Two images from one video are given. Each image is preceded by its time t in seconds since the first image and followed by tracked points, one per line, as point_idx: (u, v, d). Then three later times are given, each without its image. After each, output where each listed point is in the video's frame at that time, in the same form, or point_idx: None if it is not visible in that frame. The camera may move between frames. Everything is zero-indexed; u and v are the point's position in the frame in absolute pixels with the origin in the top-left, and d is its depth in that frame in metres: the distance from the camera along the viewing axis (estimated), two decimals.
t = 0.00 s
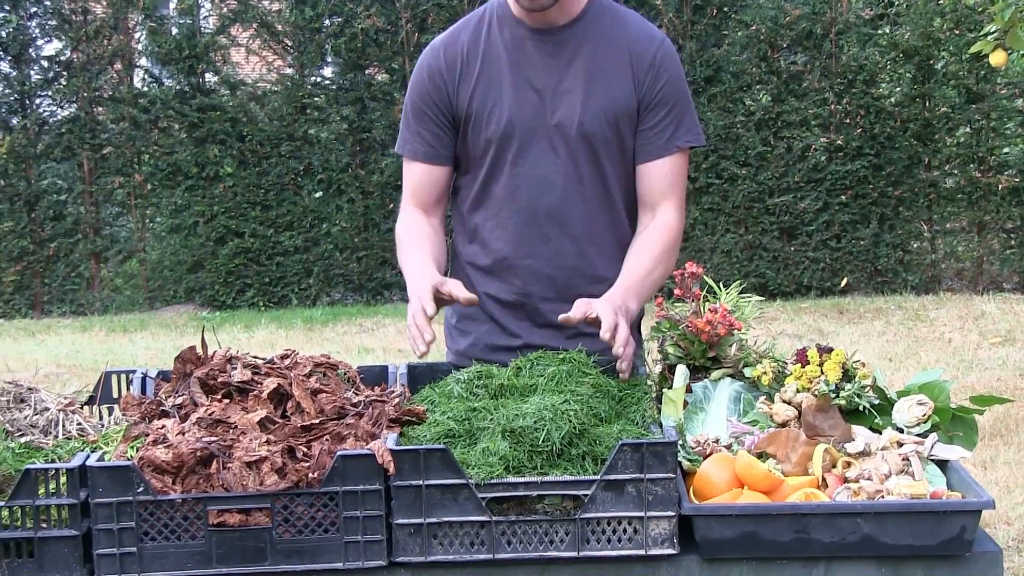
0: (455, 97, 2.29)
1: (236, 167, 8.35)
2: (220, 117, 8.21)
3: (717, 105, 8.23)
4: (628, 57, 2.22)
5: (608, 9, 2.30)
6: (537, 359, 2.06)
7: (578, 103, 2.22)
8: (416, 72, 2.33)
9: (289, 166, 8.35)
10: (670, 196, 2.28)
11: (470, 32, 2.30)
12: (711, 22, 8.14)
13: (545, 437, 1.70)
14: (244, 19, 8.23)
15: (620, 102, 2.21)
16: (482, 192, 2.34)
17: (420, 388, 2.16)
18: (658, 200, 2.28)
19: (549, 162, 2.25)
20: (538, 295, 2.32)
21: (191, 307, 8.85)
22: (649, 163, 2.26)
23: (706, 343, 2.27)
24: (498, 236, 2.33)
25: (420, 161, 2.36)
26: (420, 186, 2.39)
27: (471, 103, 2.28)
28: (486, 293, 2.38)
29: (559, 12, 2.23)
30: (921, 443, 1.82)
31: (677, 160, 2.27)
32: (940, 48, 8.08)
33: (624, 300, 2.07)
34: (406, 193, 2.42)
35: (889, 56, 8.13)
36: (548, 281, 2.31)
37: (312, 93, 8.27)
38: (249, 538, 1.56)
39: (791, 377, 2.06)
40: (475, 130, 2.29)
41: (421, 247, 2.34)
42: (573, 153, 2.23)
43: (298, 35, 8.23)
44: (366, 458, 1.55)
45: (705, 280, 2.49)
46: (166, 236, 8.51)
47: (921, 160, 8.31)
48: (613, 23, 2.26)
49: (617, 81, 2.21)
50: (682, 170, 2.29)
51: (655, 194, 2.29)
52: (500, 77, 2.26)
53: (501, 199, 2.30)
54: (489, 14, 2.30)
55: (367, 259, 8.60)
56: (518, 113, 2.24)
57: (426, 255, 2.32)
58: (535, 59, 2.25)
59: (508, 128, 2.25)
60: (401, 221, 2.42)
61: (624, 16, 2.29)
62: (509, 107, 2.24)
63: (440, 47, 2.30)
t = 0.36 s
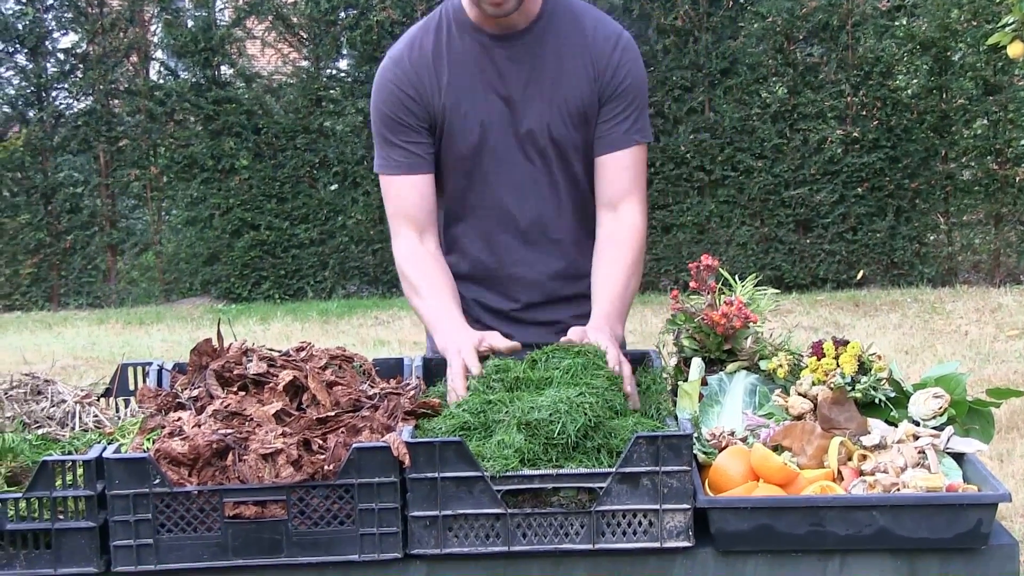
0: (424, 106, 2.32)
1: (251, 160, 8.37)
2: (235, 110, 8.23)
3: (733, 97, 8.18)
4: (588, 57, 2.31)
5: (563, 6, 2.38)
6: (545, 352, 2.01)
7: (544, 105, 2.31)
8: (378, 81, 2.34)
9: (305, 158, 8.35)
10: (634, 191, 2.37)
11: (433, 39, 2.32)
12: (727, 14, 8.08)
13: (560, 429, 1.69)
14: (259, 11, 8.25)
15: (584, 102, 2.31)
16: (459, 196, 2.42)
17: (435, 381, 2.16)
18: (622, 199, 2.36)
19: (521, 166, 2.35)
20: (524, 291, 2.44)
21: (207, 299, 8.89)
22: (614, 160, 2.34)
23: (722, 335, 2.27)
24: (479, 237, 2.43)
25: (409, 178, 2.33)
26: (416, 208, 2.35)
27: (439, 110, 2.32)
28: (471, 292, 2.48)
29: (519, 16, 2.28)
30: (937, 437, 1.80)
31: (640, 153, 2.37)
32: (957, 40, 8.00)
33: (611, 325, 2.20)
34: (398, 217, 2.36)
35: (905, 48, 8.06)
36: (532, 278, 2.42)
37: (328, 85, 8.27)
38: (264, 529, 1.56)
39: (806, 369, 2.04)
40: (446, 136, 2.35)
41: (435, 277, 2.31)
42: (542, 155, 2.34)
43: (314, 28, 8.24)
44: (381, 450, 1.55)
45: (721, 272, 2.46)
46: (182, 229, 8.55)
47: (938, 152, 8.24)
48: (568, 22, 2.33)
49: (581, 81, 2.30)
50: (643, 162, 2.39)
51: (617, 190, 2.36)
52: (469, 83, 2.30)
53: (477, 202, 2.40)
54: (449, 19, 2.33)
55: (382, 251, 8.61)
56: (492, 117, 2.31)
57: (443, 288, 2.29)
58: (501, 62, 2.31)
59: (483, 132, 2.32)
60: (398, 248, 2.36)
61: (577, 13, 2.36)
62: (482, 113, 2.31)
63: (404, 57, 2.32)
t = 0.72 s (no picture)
0: (403, 108, 2.30)
1: (267, 149, 8.37)
2: (250, 100, 8.24)
3: (749, 87, 8.12)
4: (567, 58, 2.29)
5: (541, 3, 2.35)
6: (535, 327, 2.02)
7: (523, 108, 2.30)
8: (356, 81, 2.30)
9: (320, 148, 8.35)
10: (611, 192, 2.38)
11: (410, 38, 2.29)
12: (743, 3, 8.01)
13: (575, 419, 1.68)
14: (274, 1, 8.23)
15: (563, 104, 2.31)
16: (439, 195, 2.41)
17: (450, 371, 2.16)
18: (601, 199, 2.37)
19: (500, 168, 2.36)
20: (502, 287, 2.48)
21: (222, 289, 8.93)
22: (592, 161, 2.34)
23: (736, 325, 2.25)
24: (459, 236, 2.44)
25: (397, 178, 2.32)
26: (407, 207, 2.34)
27: (418, 113, 2.31)
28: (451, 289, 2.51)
29: (498, 17, 2.25)
30: (953, 427, 1.79)
31: (619, 153, 2.38)
32: (974, 28, 7.92)
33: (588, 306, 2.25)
34: (391, 217, 2.35)
35: (922, 37, 7.96)
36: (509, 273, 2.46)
37: (343, 75, 8.27)
38: (280, 518, 1.56)
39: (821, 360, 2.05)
40: (425, 138, 2.34)
41: (439, 271, 2.31)
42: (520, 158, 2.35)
43: (329, 17, 8.23)
44: (396, 440, 1.55)
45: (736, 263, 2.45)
46: (197, 218, 8.58)
47: (954, 142, 8.16)
48: (546, 21, 2.31)
49: (561, 83, 2.29)
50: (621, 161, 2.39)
51: (593, 191, 2.36)
52: (448, 85, 2.29)
53: (456, 202, 2.41)
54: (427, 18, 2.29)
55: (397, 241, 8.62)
56: (471, 120, 2.31)
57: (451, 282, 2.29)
58: (480, 63, 2.28)
59: (463, 134, 2.32)
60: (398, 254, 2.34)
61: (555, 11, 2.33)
62: (461, 115, 2.30)
63: (382, 57, 2.29)
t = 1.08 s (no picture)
0: (411, 90, 2.26)
1: (280, 135, 8.37)
2: (263, 86, 8.24)
3: (763, 73, 8.07)
4: (578, 39, 2.27)
5: None
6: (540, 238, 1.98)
7: (534, 89, 2.26)
8: (363, 63, 2.27)
9: (333, 134, 8.34)
10: (620, 170, 2.37)
11: (420, 19, 2.26)
12: None
13: (588, 405, 1.67)
14: None
15: (574, 84, 2.28)
16: (447, 180, 2.37)
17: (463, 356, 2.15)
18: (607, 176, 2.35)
19: (510, 150, 2.31)
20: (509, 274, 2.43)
21: (236, 275, 8.95)
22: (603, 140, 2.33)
23: (750, 312, 2.24)
24: (466, 220, 2.40)
25: (406, 159, 2.29)
26: (416, 187, 2.31)
27: (427, 95, 2.27)
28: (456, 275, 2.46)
29: None
30: (967, 413, 1.78)
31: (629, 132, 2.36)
32: (990, 13, 7.85)
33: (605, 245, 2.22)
34: (399, 196, 2.32)
35: (937, 22, 7.89)
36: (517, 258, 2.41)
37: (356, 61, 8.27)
38: (293, 504, 1.56)
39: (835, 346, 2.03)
40: (433, 120, 2.30)
41: (450, 237, 2.25)
42: (530, 140, 2.30)
43: (342, 3, 8.24)
44: (409, 426, 1.54)
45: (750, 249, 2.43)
46: (211, 204, 8.59)
47: (969, 128, 8.09)
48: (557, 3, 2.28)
49: (572, 63, 2.26)
50: (632, 141, 2.38)
51: (603, 168, 2.35)
52: (457, 66, 2.25)
53: (463, 185, 2.36)
54: None
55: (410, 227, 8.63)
56: (481, 101, 2.27)
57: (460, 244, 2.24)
58: (490, 44, 2.25)
59: (472, 115, 2.28)
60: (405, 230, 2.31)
61: None
62: (471, 96, 2.27)
63: (391, 38, 2.25)
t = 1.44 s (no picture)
0: (443, 69, 2.22)
1: (291, 120, 8.37)
2: (275, 70, 8.25)
3: (774, 58, 8.04)
4: (616, 30, 2.22)
5: None
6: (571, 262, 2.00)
7: (566, 75, 2.22)
8: (401, 39, 2.25)
9: (344, 119, 8.34)
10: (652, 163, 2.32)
11: None
12: None
13: (598, 391, 1.66)
14: None
15: (608, 74, 2.23)
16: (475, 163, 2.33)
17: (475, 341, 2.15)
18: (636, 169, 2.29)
19: (538, 136, 2.27)
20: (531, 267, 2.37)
21: (247, 260, 8.95)
22: (635, 130, 2.27)
23: (762, 296, 2.23)
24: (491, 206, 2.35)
25: (437, 136, 2.26)
26: (443, 166, 2.28)
27: (459, 75, 2.23)
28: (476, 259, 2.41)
29: None
30: (979, 398, 1.76)
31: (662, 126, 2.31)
32: None
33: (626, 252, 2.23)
34: (428, 173, 2.29)
35: (949, 7, 7.89)
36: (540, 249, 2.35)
37: (367, 46, 8.29)
38: (305, 489, 1.56)
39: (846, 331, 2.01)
40: (464, 102, 2.27)
41: (480, 230, 2.23)
42: (559, 126, 2.25)
43: None
44: (420, 411, 1.54)
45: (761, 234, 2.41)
46: (222, 189, 8.60)
47: (981, 113, 8.05)
48: None
49: (607, 53, 2.22)
50: (666, 134, 2.33)
51: (633, 160, 2.30)
52: (492, 48, 2.22)
53: (490, 171, 2.32)
54: None
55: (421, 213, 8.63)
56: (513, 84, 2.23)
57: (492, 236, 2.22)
58: (525, 28, 2.21)
59: (503, 98, 2.24)
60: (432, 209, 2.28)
61: None
62: (502, 80, 2.23)
63: (429, 16, 2.23)
